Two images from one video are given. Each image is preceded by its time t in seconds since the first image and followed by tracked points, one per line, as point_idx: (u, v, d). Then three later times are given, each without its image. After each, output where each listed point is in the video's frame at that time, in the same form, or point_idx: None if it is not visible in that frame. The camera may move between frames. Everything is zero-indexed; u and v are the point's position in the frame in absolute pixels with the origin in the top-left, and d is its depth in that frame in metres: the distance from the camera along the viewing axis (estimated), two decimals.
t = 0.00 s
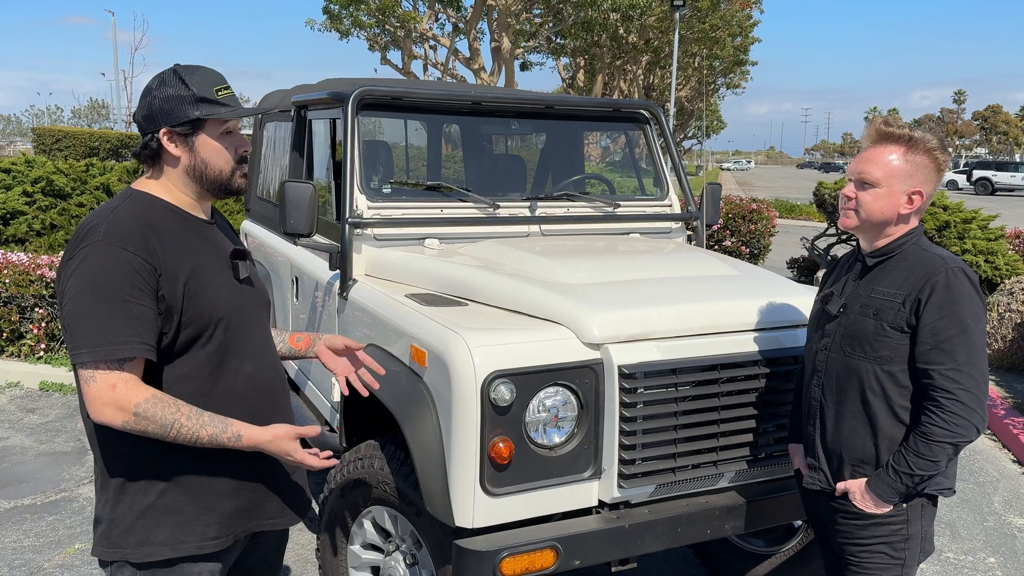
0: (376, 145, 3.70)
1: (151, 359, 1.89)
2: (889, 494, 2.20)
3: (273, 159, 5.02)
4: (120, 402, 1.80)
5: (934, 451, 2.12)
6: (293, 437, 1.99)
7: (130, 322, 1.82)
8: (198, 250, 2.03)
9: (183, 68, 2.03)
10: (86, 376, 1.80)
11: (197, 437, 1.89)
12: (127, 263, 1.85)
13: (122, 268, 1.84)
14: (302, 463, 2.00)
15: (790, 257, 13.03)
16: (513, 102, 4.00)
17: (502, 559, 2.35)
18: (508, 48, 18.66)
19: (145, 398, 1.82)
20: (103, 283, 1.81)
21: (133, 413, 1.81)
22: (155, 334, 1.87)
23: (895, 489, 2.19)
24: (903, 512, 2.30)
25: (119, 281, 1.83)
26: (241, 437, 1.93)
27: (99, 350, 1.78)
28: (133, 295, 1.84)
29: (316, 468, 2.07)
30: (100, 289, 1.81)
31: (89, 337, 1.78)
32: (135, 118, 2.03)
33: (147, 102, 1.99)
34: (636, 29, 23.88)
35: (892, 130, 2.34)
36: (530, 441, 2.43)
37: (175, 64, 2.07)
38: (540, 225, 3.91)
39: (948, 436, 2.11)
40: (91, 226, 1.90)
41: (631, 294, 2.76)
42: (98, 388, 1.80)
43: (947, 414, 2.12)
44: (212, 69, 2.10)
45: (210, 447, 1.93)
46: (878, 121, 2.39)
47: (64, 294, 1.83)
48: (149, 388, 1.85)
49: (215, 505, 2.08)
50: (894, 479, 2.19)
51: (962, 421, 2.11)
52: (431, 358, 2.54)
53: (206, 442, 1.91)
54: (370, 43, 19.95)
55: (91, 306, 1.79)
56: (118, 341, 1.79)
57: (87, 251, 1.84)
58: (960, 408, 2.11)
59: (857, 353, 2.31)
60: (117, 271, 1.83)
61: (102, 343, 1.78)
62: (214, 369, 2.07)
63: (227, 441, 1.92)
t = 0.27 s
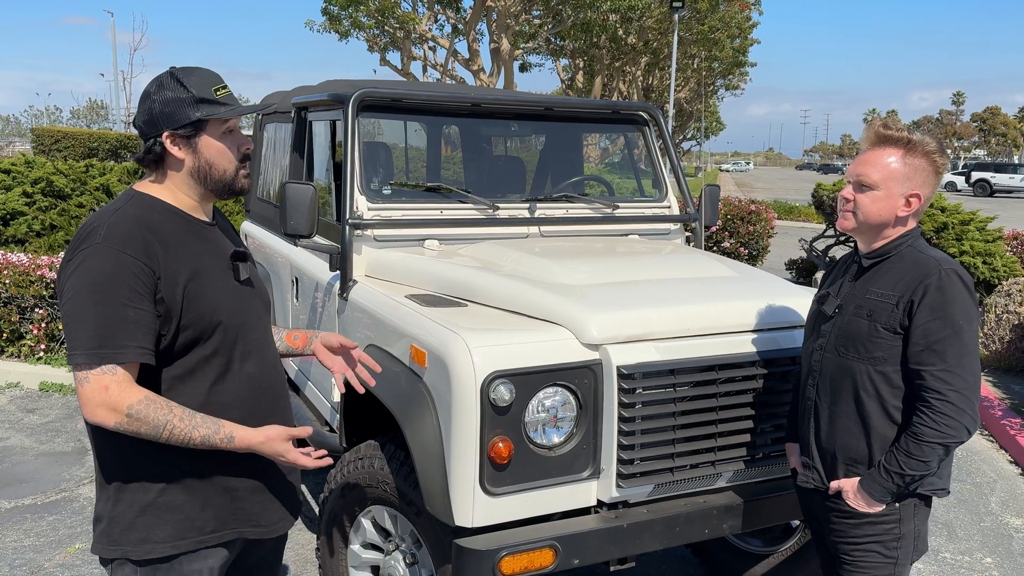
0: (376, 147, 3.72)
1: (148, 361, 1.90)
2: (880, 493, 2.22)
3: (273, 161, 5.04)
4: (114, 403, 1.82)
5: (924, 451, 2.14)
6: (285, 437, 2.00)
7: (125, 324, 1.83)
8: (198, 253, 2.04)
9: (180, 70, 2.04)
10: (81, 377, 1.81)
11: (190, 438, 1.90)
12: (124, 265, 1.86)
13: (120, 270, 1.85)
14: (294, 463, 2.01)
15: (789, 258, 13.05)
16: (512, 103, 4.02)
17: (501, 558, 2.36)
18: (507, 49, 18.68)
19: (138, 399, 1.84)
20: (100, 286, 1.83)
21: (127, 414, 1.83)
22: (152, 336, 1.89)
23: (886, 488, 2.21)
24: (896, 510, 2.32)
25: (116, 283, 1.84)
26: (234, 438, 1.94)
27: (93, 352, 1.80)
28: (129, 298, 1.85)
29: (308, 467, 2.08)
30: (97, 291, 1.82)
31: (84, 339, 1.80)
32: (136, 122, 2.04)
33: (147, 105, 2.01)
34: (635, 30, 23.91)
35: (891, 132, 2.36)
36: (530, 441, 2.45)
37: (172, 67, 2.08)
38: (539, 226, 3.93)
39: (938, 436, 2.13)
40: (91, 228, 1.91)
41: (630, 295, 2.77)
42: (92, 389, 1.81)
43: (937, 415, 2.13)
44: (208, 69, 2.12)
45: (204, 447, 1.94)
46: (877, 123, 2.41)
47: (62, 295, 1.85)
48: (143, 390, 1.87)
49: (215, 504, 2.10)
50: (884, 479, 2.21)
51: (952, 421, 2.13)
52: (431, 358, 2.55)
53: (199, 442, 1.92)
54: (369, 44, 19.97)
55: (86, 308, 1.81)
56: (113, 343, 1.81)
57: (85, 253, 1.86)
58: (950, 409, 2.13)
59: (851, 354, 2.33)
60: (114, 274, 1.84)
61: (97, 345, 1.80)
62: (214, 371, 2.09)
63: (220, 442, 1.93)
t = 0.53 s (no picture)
0: (375, 148, 3.73)
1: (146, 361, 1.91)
2: (876, 493, 2.23)
3: (272, 162, 5.05)
4: (113, 402, 1.82)
5: (919, 452, 2.14)
6: (289, 414, 2.01)
7: (123, 324, 1.84)
8: (196, 253, 2.05)
9: (172, 73, 2.04)
10: (79, 378, 1.81)
11: (193, 426, 1.91)
12: (123, 266, 1.87)
13: (118, 271, 1.86)
14: (300, 439, 2.02)
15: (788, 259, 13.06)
16: (511, 105, 4.02)
17: (499, 559, 2.37)
18: (507, 50, 18.69)
19: (137, 396, 1.84)
20: (99, 286, 1.83)
21: (126, 412, 1.83)
22: (151, 336, 1.89)
23: (881, 489, 2.22)
24: (894, 511, 2.32)
25: (115, 283, 1.84)
26: (236, 421, 1.96)
27: (92, 352, 1.80)
28: (128, 298, 1.86)
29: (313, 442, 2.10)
30: (96, 292, 1.82)
31: (83, 339, 1.80)
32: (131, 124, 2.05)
33: (143, 110, 2.01)
34: (634, 31, 23.92)
35: (879, 137, 2.35)
36: (529, 441, 2.45)
37: (163, 71, 2.09)
38: (537, 227, 3.93)
39: (934, 437, 2.14)
40: (89, 230, 1.91)
41: (629, 296, 2.78)
42: (90, 389, 1.81)
43: (933, 415, 2.14)
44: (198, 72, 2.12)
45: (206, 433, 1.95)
46: (862, 129, 2.40)
47: (60, 296, 1.85)
48: (141, 386, 1.87)
49: (214, 504, 2.10)
50: (879, 479, 2.21)
51: (948, 422, 2.13)
52: (429, 359, 2.55)
53: (201, 428, 1.93)
54: (368, 45, 19.97)
55: (85, 308, 1.81)
56: (112, 343, 1.81)
57: (83, 254, 1.86)
58: (946, 410, 2.13)
59: (848, 354, 2.34)
60: (113, 274, 1.85)
61: (96, 345, 1.80)
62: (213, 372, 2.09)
63: (222, 427, 1.95)
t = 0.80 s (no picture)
0: (373, 150, 3.72)
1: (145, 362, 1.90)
2: (877, 498, 2.22)
3: (270, 163, 5.04)
4: (113, 401, 1.81)
5: (921, 456, 2.14)
6: (290, 385, 1.96)
7: (123, 325, 1.83)
8: (193, 255, 2.04)
9: (154, 75, 2.03)
10: (78, 379, 1.80)
11: (197, 414, 1.90)
12: (121, 266, 1.86)
13: (116, 271, 1.85)
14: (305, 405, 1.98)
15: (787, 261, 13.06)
16: (509, 107, 4.01)
17: (497, 563, 2.35)
18: (506, 51, 18.71)
19: (136, 391, 1.83)
20: (98, 288, 1.82)
21: (127, 409, 1.82)
22: (150, 336, 1.88)
23: (883, 493, 2.21)
24: (894, 515, 2.32)
25: (113, 284, 1.83)
26: (239, 402, 1.94)
27: (91, 351, 1.79)
28: (126, 298, 1.85)
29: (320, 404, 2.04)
30: (94, 293, 1.81)
31: (82, 339, 1.79)
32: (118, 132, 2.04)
33: (129, 114, 2.01)
34: (633, 33, 23.94)
35: (888, 136, 2.35)
36: (526, 445, 2.44)
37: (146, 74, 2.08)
38: (536, 229, 3.93)
39: (936, 441, 2.13)
40: (86, 232, 1.91)
41: (626, 299, 2.77)
42: (90, 389, 1.80)
43: (935, 419, 2.13)
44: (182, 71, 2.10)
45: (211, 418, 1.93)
46: (874, 126, 2.41)
47: (58, 297, 1.84)
48: (139, 381, 1.86)
49: (210, 508, 2.09)
50: (881, 483, 2.20)
51: (949, 426, 2.13)
52: (426, 362, 2.55)
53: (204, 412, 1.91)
54: (368, 46, 19.98)
55: (83, 309, 1.80)
56: (111, 342, 1.80)
57: (80, 255, 1.85)
58: (948, 413, 2.12)
59: (847, 358, 2.33)
60: (111, 275, 1.84)
61: (95, 345, 1.79)
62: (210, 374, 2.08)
63: (225, 410, 1.93)
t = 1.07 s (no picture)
0: (371, 152, 3.70)
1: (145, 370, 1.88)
2: (885, 502, 2.21)
3: (268, 165, 5.03)
4: (124, 416, 1.80)
5: (929, 460, 2.12)
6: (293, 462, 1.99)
7: (120, 333, 1.81)
8: (185, 260, 2.03)
9: (156, 79, 2.03)
10: (89, 391, 1.79)
11: (200, 453, 1.89)
12: (117, 275, 1.85)
13: (113, 280, 1.84)
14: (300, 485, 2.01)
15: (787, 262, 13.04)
16: (507, 109, 3.99)
17: (495, 567, 2.33)
18: (505, 53, 18.71)
19: (150, 412, 1.82)
20: (94, 296, 1.81)
21: (138, 426, 1.81)
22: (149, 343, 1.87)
23: (891, 498, 2.20)
24: (899, 519, 2.30)
25: (110, 293, 1.82)
26: (242, 456, 1.94)
27: (97, 361, 1.77)
28: (124, 306, 1.84)
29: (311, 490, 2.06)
30: (91, 302, 1.80)
31: (85, 349, 1.77)
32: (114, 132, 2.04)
33: (124, 116, 2.00)
34: (632, 34, 23.94)
35: (885, 137, 2.34)
36: (524, 448, 2.43)
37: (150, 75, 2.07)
38: (534, 231, 3.92)
39: (944, 445, 2.11)
40: (78, 241, 1.89)
41: (625, 301, 2.76)
42: (102, 402, 1.79)
43: (943, 423, 2.12)
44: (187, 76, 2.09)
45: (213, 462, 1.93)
46: (871, 129, 2.39)
47: (56, 309, 1.82)
48: (154, 403, 1.85)
49: (205, 512, 2.08)
50: (889, 488, 2.19)
51: (958, 429, 2.11)
52: (424, 365, 2.53)
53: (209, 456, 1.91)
54: (366, 48, 19.97)
55: (83, 320, 1.79)
56: (114, 351, 1.79)
57: (75, 265, 1.84)
58: (958, 417, 2.11)
59: (852, 361, 2.31)
60: (106, 283, 1.83)
61: (100, 355, 1.78)
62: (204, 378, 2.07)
63: (228, 459, 1.93)
